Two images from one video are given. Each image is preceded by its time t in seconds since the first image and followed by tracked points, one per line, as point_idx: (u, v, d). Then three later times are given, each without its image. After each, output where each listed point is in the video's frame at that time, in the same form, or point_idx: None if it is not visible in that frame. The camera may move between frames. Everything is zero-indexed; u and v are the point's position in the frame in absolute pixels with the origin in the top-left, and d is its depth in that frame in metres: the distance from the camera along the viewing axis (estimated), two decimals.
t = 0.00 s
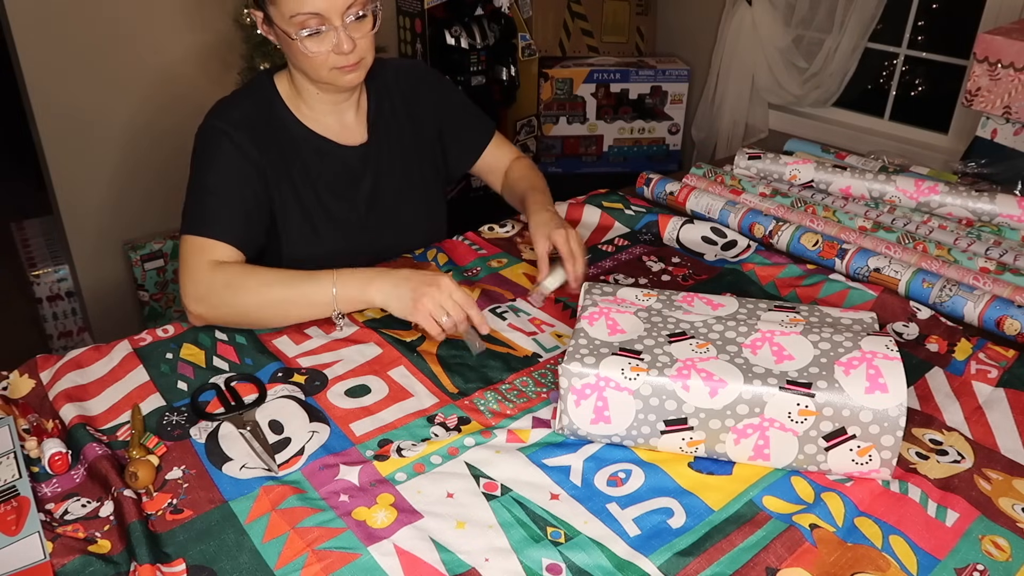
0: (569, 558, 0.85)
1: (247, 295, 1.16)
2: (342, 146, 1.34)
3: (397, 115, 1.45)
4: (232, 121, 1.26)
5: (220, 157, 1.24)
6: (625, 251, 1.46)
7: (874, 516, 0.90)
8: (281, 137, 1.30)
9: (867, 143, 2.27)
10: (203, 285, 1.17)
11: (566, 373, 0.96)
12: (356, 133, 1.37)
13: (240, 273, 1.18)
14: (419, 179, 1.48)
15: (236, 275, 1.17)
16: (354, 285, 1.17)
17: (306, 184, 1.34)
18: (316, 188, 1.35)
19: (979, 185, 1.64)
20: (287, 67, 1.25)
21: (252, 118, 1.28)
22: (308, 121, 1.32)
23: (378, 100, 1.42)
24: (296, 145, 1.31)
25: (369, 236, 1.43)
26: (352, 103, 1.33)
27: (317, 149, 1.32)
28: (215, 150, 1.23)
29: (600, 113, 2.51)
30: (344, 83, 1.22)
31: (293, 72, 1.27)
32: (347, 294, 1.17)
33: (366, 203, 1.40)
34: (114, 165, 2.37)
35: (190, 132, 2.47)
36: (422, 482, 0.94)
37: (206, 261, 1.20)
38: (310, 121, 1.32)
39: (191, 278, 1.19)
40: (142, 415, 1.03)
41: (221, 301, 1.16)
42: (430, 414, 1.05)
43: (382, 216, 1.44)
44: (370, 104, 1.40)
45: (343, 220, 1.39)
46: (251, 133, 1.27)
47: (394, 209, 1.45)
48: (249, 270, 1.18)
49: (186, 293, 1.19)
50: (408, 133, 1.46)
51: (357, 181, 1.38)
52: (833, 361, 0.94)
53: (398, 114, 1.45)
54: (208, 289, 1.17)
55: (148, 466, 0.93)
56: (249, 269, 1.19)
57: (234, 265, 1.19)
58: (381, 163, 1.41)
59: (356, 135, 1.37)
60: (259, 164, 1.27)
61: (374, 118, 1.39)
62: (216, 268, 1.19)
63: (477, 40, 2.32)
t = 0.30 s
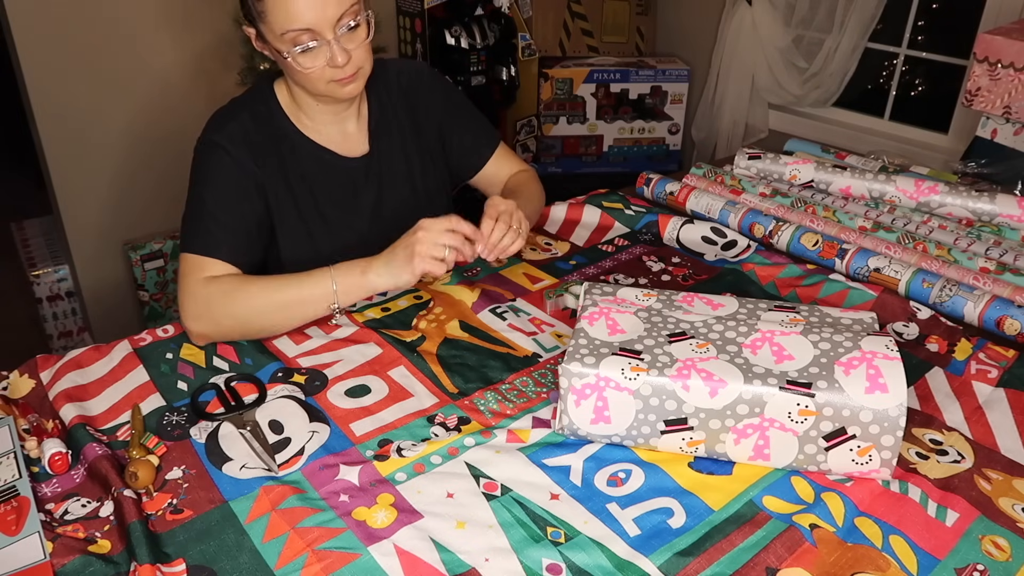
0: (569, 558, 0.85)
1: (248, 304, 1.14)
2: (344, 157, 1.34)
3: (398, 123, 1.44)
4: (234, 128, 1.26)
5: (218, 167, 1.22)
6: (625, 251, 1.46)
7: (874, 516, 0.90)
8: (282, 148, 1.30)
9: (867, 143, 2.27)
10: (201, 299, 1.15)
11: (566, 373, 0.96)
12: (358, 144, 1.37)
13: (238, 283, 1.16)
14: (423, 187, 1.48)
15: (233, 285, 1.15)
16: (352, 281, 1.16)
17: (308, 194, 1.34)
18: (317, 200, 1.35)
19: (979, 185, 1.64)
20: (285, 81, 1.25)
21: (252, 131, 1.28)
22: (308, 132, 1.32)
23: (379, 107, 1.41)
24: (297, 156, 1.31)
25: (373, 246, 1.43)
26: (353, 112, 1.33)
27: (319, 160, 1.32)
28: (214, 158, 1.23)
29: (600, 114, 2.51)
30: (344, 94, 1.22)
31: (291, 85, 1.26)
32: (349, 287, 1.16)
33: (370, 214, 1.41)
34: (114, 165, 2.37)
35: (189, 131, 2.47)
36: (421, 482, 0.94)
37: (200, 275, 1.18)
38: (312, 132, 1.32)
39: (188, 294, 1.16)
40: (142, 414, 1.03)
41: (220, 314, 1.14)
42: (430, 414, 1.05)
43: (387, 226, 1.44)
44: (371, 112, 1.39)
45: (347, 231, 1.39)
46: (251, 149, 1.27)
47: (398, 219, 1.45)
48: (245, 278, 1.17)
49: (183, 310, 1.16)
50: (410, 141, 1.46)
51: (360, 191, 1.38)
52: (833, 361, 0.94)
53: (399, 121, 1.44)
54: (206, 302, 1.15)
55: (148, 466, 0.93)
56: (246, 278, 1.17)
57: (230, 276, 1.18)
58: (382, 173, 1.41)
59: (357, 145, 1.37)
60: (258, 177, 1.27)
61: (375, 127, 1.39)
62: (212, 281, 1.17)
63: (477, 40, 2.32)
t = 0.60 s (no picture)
0: (569, 558, 0.85)
1: (295, 338, 1.09)
2: (344, 160, 1.34)
3: (396, 123, 1.43)
4: (231, 131, 1.26)
5: (218, 172, 1.22)
6: (625, 251, 1.46)
7: (874, 516, 0.90)
8: (280, 153, 1.30)
9: (867, 143, 2.27)
10: (255, 314, 1.13)
11: (566, 373, 0.96)
12: (356, 147, 1.37)
13: (294, 308, 1.11)
14: (425, 188, 1.48)
15: (288, 309, 1.11)
16: (395, 352, 1.06)
17: (308, 198, 1.34)
18: (319, 205, 1.36)
19: (979, 185, 1.64)
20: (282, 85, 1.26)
21: (252, 135, 1.27)
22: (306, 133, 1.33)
23: (377, 109, 1.40)
24: (297, 159, 1.32)
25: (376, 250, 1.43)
26: (350, 113, 1.34)
27: (317, 162, 1.33)
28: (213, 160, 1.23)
29: (600, 113, 2.51)
30: (339, 97, 1.22)
31: (288, 90, 1.28)
32: (391, 363, 1.05)
33: (370, 218, 1.41)
34: (113, 164, 2.37)
35: (189, 132, 2.47)
36: (421, 482, 0.94)
37: (263, 286, 1.16)
38: (310, 132, 1.33)
39: (242, 301, 1.15)
40: (142, 415, 1.03)
41: (270, 335, 1.12)
42: (430, 414, 1.05)
43: (388, 230, 1.44)
44: (367, 113, 1.38)
45: (348, 234, 1.39)
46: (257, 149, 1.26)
47: (399, 222, 1.45)
48: (303, 307, 1.12)
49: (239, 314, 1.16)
50: (409, 142, 1.44)
51: (358, 195, 1.39)
52: (833, 361, 0.94)
53: (396, 122, 1.43)
54: (257, 318, 1.13)
55: (148, 466, 0.93)
56: (307, 305, 1.12)
57: (291, 297, 1.14)
58: (381, 176, 1.41)
59: (356, 148, 1.37)
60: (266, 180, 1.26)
61: (373, 129, 1.38)
62: (272, 295, 1.14)
63: (477, 40, 2.32)
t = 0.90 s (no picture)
0: (569, 558, 0.85)
1: (324, 345, 1.11)
2: (349, 164, 1.35)
3: (397, 125, 1.42)
4: (231, 132, 1.27)
5: (218, 173, 1.23)
6: (625, 251, 1.46)
7: (874, 516, 0.90)
8: (283, 155, 1.29)
9: (867, 143, 2.27)
10: (284, 317, 1.15)
11: (566, 374, 0.96)
12: (359, 152, 1.37)
13: (325, 315, 1.13)
14: (425, 190, 1.48)
15: (319, 316, 1.13)
16: (418, 368, 1.06)
17: (311, 201, 1.34)
18: (322, 207, 1.36)
19: (979, 185, 1.64)
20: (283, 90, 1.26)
21: (253, 135, 1.27)
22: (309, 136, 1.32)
23: (378, 111, 1.40)
24: (300, 161, 1.31)
25: (378, 251, 1.44)
26: (352, 117, 1.34)
27: (320, 164, 1.32)
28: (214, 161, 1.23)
29: (600, 113, 2.51)
30: (341, 101, 1.22)
31: (290, 94, 1.27)
32: (415, 379, 1.06)
33: (372, 220, 1.41)
34: (114, 164, 2.37)
35: (189, 132, 2.47)
36: (421, 482, 0.94)
37: (293, 290, 1.18)
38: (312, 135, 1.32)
39: (270, 303, 1.16)
40: (142, 415, 1.03)
41: (299, 340, 1.13)
42: (430, 415, 1.05)
43: (389, 233, 1.44)
44: (367, 115, 1.38)
45: (351, 238, 1.39)
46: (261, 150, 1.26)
47: (401, 224, 1.45)
48: (333, 315, 1.13)
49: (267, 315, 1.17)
50: (410, 144, 1.44)
51: (361, 197, 1.39)
52: (833, 360, 0.95)
53: (397, 124, 1.42)
54: (287, 321, 1.14)
55: (148, 466, 0.93)
56: (338, 313, 1.13)
57: (321, 303, 1.15)
58: (383, 177, 1.41)
59: (358, 151, 1.37)
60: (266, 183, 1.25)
61: (374, 131, 1.39)
62: (303, 300, 1.15)
63: (477, 40, 2.32)
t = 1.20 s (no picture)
0: (569, 558, 0.85)
1: (343, 337, 1.11)
2: (351, 165, 1.35)
3: (397, 126, 1.42)
4: (231, 131, 1.27)
5: (218, 172, 1.23)
6: (625, 251, 1.46)
7: (874, 516, 0.90)
8: (285, 155, 1.29)
9: (867, 143, 2.27)
10: (299, 312, 1.15)
11: (571, 376, 0.96)
12: (359, 153, 1.37)
13: (342, 308, 1.13)
14: (425, 190, 1.48)
15: (336, 310, 1.13)
16: (435, 359, 1.07)
17: (314, 203, 1.34)
18: (325, 210, 1.36)
19: (979, 185, 1.64)
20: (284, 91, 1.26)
21: (254, 136, 1.26)
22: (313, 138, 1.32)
23: (378, 112, 1.40)
24: (302, 162, 1.31)
25: (379, 252, 1.44)
26: (353, 119, 1.34)
27: (322, 164, 1.32)
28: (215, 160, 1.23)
29: (600, 114, 2.51)
30: (343, 103, 1.22)
31: (291, 96, 1.27)
32: (434, 367, 1.07)
33: (373, 222, 1.41)
34: (114, 164, 2.37)
35: (189, 132, 2.47)
36: (422, 482, 0.94)
37: (306, 286, 1.18)
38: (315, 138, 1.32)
39: (283, 299, 1.16)
40: (142, 415, 1.03)
41: (316, 334, 1.13)
42: (430, 414, 1.05)
43: (390, 233, 1.44)
44: (368, 116, 1.38)
45: (351, 239, 1.39)
46: (263, 150, 1.25)
47: (402, 225, 1.45)
48: (349, 308, 1.13)
49: (279, 312, 1.17)
50: (410, 144, 1.44)
51: (362, 198, 1.39)
52: (836, 359, 0.94)
53: (397, 125, 1.42)
54: (302, 316, 1.14)
55: (148, 466, 0.93)
56: (354, 306, 1.14)
57: (336, 298, 1.16)
58: (384, 178, 1.41)
59: (358, 152, 1.38)
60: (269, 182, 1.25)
61: (376, 132, 1.39)
62: (318, 295, 1.15)
63: (477, 40, 2.32)
